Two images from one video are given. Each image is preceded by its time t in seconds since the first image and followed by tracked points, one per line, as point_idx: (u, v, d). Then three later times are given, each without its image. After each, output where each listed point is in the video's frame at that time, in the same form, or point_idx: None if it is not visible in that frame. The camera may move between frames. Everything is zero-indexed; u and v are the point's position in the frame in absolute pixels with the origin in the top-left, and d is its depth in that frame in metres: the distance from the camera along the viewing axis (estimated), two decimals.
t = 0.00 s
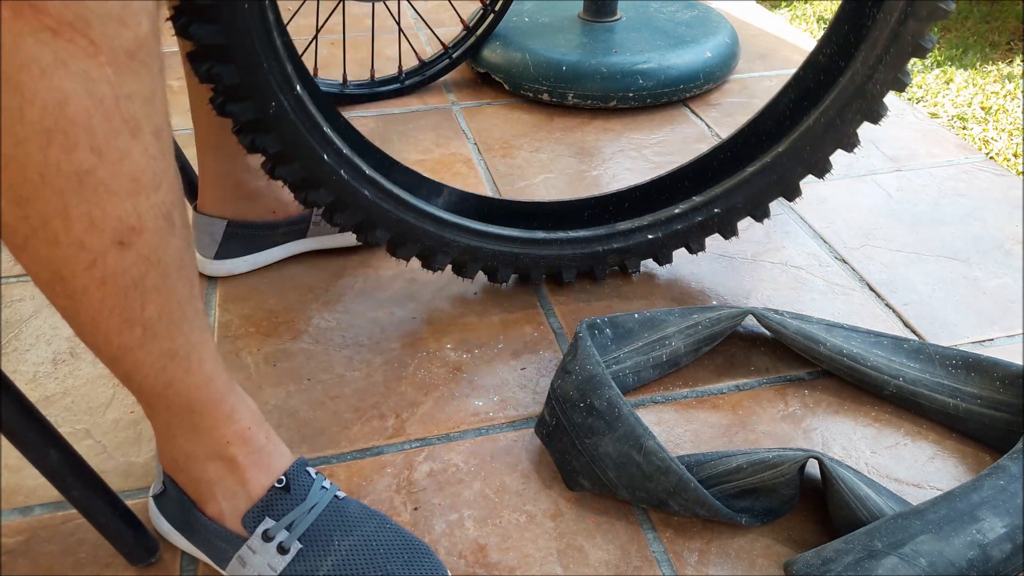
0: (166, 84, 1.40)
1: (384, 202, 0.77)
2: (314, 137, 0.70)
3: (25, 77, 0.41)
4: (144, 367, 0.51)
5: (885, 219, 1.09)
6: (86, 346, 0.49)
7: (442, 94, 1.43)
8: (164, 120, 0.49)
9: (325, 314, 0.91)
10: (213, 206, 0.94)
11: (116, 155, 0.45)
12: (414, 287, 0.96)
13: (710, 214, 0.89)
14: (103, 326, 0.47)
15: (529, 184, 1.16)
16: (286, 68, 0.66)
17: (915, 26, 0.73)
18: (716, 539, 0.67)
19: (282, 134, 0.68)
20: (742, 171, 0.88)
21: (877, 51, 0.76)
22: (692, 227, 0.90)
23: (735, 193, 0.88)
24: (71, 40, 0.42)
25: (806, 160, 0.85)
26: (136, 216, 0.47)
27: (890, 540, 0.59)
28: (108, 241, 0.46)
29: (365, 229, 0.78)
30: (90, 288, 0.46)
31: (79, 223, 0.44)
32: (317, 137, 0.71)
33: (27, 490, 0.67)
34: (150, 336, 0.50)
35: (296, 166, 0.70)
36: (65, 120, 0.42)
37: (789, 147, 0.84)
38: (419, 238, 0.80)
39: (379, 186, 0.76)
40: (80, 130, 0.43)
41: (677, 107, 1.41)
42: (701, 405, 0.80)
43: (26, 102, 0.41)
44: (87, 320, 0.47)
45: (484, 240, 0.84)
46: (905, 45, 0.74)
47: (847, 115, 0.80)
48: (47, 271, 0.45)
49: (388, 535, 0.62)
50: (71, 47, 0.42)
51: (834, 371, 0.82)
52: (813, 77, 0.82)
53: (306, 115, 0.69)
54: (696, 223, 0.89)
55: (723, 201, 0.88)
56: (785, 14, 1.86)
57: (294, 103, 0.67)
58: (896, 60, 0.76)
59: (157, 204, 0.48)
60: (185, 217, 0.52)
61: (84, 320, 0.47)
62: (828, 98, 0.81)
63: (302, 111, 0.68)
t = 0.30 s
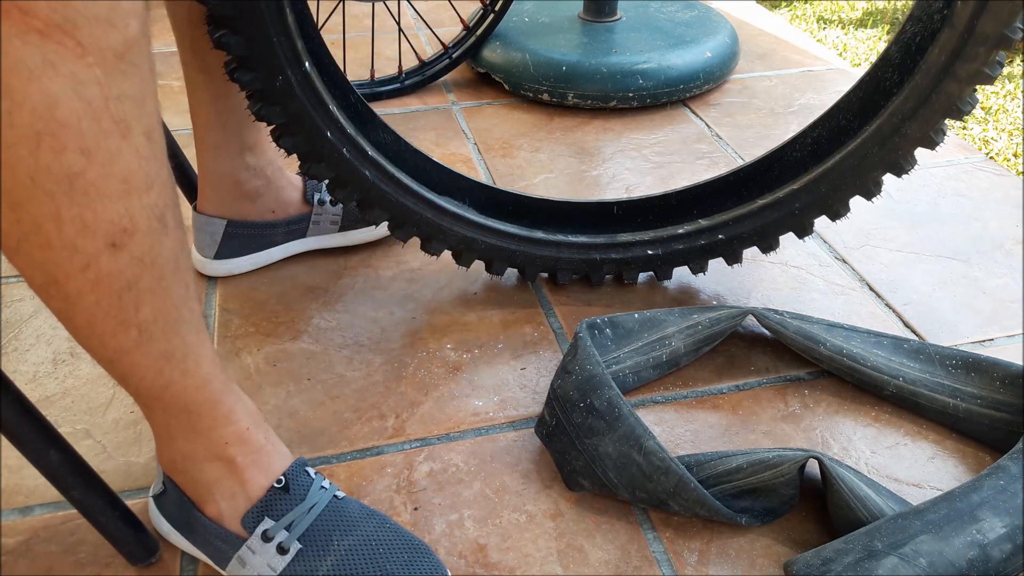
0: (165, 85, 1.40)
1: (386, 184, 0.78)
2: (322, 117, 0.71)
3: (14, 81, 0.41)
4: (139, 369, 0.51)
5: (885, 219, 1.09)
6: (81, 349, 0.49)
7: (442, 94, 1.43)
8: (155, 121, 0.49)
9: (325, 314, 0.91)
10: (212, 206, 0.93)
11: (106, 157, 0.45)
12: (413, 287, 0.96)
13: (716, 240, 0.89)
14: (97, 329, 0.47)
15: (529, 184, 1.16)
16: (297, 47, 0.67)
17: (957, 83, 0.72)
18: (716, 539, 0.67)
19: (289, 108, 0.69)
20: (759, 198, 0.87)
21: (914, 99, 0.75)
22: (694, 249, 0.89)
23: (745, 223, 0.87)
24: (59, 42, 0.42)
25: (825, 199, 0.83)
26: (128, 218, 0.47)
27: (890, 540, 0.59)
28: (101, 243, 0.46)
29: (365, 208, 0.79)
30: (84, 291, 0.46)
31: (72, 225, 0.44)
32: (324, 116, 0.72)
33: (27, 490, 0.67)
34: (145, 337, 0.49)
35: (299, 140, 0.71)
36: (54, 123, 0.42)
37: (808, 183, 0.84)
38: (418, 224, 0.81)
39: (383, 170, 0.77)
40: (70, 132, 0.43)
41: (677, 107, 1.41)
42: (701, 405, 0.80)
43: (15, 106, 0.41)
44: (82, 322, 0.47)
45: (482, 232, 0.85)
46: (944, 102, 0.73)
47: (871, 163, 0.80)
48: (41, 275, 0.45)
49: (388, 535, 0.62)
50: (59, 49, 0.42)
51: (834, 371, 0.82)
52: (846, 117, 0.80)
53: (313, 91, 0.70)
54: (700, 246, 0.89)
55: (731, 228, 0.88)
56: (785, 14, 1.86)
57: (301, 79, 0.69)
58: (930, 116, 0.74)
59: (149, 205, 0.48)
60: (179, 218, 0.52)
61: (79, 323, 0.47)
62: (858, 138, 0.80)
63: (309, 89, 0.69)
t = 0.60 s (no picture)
0: (165, 85, 1.40)
1: (387, 214, 0.77)
2: (294, 124, 0.68)
3: (18, 80, 0.41)
4: (141, 369, 0.51)
5: (885, 220, 1.09)
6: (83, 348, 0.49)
7: (442, 94, 1.43)
8: (158, 121, 0.49)
9: (325, 314, 0.91)
10: (211, 205, 0.94)
11: (110, 157, 0.45)
12: (414, 287, 0.96)
13: (706, 243, 0.86)
14: (100, 328, 0.47)
15: (529, 184, 1.16)
16: (274, 53, 0.64)
17: (934, 66, 0.69)
18: (716, 539, 0.67)
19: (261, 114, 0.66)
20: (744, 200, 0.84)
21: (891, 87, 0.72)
22: (688, 256, 0.87)
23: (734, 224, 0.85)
24: (63, 42, 0.42)
25: (808, 198, 0.81)
26: (131, 218, 0.47)
27: (890, 540, 0.59)
28: (104, 242, 0.46)
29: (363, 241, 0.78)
30: (87, 290, 0.46)
31: (75, 224, 0.44)
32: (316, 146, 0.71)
33: (27, 490, 0.67)
34: (147, 336, 0.50)
35: (295, 175, 0.71)
36: (58, 123, 0.42)
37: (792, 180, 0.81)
38: (420, 250, 0.80)
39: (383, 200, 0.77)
40: (74, 132, 0.43)
41: (677, 107, 1.41)
42: (701, 405, 0.80)
43: (19, 105, 0.41)
44: (84, 322, 0.47)
45: (479, 252, 0.83)
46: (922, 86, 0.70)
47: (853, 157, 0.77)
48: (43, 274, 0.45)
49: (388, 535, 0.62)
50: (63, 50, 0.42)
51: (834, 371, 0.82)
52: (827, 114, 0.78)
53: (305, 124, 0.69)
54: (691, 250, 0.87)
55: (721, 231, 0.85)
56: (785, 14, 1.86)
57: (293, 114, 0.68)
58: (911, 101, 0.72)
59: (152, 204, 0.48)
60: (182, 218, 0.52)
61: (81, 322, 0.47)
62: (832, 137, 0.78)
63: (282, 93, 0.66)
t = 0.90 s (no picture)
0: (166, 85, 1.40)
1: (425, 210, 0.73)
2: (346, 108, 0.64)
3: (20, 83, 0.41)
4: (142, 370, 0.51)
5: (886, 219, 1.09)
6: (84, 349, 0.49)
7: (442, 94, 1.43)
8: (159, 122, 0.49)
9: (325, 314, 0.91)
10: (212, 206, 0.94)
11: (112, 159, 0.45)
12: (413, 287, 0.96)
13: (723, 239, 0.88)
14: (101, 329, 0.47)
15: (529, 184, 1.16)
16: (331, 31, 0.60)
17: (927, 81, 0.76)
18: (716, 539, 0.67)
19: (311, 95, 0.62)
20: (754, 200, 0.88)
21: (886, 100, 0.79)
22: (708, 253, 0.89)
23: (750, 222, 0.87)
24: (64, 45, 0.42)
25: (812, 201, 0.85)
26: (132, 220, 0.47)
27: (890, 540, 0.59)
28: (105, 244, 0.46)
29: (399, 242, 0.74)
30: (88, 291, 0.46)
31: (76, 226, 0.44)
32: (363, 133, 0.67)
33: (27, 490, 0.67)
34: (148, 337, 0.50)
35: (340, 166, 0.67)
36: (59, 125, 0.42)
37: (800, 183, 0.85)
38: (456, 249, 0.77)
39: (422, 196, 0.73)
40: (76, 135, 0.43)
41: (677, 107, 1.41)
42: (701, 405, 0.80)
43: (20, 108, 0.41)
44: (85, 323, 0.47)
45: (513, 252, 0.81)
46: (918, 100, 0.77)
47: (853, 163, 0.83)
48: (44, 275, 0.45)
49: (388, 535, 0.62)
50: (65, 52, 0.42)
51: (834, 371, 0.82)
52: (824, 126, 0.85)
53: (354, 109, 0.65)
54: (710, 246, 0.89)
55: (738, 229, 0.87)
56: (785, 14, 1.86)
57: (344, 98, 0.64)
58: (907, 113, 0.78)
59: (153, 206, 0.48)
60: (183, 219, 0.52)
61: (82, 323, 0.47)
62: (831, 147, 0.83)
63: (336, 74, 0.63)
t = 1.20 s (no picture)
0: (166, 85, 1.40)
1: (444, 189, 0.73)
2: (379, 77, 0.65)
3: (19, 78, 0.41)
4: (142, 367, 0.51)
5: (886, 219, 1.09)
6: (84, 347, 0.49)
7: (442, 94, 1.43)
8: (158, 119, 0.49)
9: (325, 314, 0.91)
10: (211, 206, 0.94)
11: (111, 155, 0.45)
12: (413, 287, 0.96)
13: (730, 241, 0.89)
14: (100, 327, 0.47)
15: (529, 183, 1.16)
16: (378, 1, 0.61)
17: (934, 100, 0.80)
18: (716, 539, 0.67)
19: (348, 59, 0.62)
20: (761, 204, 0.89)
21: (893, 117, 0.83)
22: (712, 255, 0.90)
23: (757, 225, 0.88)
24: (64, 40, 0.42)
25: (816, 210, 0.88)
26: (131, 216, 0.47)
27: (890, 540, 0.59)
28: (104, 241, 0.46)
29: (413, 222, 0.73)
30: (87, 289, 0.46)
31: (75, 223, 0.44)
32: (392, 103, 0.67)
33: (27, 490, 0.67)
34: (147, 335, 0.49)
35: (365, 136, 0.66)
36: (58, 120, 0.42)
37: (806, 192, 0.87)
38: (469, 234, 0.76)
39: (443, 176, 0.72)
40: (75, 131, 0.43)
41: (677, 107, 1.41)
42: (701, 405, 0.80)
43: (19, 103, 0.41)
44: (85, 320, 0.47)
45: (524, 241, 0.80)
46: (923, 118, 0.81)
47: (858, 176, 0.86)
48: (44, 272, 0.45)
49: (388, 535, 0.62)
50: (64, 48, 0.42)
51: (834, 371, 0.82)
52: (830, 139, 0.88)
53: (387, 78, 0.65)
54: (716, 247, 0.89)
55: (743, 234, 0.89)
56: (785, 14, 1.86)
57: (379, 66, 0.64)
58: (911, 131, 0.83)
59: (152, 203, 0.48)
60: (182, 217, 0.52)
61: (82, 321, 0.47)
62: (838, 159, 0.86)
63: (375, 42, 0.63)
